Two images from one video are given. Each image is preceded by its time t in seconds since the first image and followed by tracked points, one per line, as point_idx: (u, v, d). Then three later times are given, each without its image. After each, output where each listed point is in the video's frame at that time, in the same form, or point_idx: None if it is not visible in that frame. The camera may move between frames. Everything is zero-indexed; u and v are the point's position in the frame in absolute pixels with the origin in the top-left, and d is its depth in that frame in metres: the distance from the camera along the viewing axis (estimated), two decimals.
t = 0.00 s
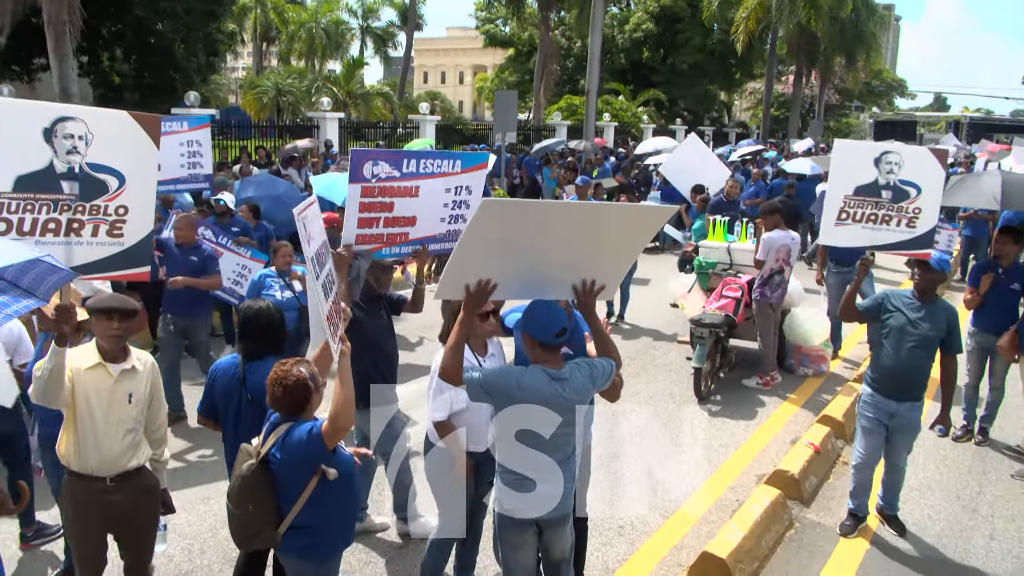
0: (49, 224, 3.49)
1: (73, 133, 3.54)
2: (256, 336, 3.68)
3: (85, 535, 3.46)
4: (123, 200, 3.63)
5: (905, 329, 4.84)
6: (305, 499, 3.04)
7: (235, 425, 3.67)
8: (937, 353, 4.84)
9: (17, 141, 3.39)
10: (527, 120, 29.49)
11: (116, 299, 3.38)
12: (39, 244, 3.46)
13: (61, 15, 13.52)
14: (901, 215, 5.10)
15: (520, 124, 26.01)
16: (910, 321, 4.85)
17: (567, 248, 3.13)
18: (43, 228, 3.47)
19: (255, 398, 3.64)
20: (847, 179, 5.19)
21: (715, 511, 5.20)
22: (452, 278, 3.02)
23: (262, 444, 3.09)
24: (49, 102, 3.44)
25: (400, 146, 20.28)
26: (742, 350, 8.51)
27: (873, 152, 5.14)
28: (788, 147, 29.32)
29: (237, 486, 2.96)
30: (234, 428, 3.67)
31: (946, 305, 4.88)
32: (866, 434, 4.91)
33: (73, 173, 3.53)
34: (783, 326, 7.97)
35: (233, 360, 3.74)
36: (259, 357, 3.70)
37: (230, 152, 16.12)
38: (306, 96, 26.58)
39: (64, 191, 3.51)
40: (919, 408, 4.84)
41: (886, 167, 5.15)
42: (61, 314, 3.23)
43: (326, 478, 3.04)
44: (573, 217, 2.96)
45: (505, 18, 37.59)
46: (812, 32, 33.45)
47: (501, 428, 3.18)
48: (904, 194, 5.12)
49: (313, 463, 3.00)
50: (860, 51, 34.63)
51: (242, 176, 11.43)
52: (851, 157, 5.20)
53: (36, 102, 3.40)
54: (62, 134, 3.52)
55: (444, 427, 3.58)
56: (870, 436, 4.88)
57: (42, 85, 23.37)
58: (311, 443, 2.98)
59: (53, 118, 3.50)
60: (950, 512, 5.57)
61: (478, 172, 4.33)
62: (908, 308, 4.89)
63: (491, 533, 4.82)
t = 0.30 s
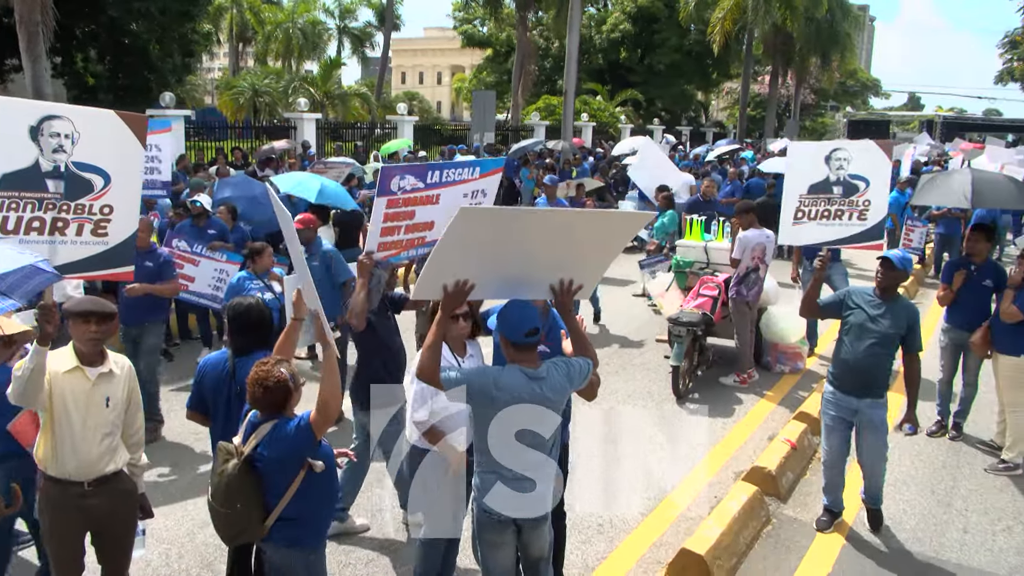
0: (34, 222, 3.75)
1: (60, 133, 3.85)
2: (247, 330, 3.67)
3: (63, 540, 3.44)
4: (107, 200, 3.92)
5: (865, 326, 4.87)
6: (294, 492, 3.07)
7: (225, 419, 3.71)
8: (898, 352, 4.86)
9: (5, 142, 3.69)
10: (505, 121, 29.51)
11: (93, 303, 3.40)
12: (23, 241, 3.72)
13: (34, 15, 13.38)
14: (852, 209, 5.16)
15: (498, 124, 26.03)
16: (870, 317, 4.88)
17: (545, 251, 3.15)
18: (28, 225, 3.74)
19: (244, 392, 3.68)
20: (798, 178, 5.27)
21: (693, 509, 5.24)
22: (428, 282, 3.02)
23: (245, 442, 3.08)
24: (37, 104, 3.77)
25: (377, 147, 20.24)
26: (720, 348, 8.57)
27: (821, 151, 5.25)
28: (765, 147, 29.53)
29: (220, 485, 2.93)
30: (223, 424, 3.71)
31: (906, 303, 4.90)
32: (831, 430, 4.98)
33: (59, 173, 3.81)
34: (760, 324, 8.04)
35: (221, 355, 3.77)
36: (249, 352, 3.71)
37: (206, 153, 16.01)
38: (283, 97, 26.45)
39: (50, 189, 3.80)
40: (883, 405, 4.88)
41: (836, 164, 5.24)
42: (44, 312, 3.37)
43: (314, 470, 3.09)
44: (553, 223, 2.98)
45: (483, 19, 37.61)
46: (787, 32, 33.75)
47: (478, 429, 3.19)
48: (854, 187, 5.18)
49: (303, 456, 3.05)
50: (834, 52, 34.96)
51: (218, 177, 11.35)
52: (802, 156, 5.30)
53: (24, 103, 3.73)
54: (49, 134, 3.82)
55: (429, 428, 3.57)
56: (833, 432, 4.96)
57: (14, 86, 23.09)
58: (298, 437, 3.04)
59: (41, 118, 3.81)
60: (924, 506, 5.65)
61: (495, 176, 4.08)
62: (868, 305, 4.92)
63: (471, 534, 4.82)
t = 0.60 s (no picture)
0: (3, 226, 3.72)
1: (29, 136, 3.80)
2: (212, 329, 3.70)
3: (31, 552, 3.39)
4: (78, 203, 3.88)
5: (830, 326, 4.91)
6: (275, 486, 3.11)
7: (193, 419, 3.68)
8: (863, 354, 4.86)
9: None
10: (474, 123, 29.51)
11: (59, 311, 3.41)
12: None
13: None
14: (809, 211, 5.26)
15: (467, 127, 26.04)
16: (835, 317, 4.92)
17: (514, 255, 3.17)
18: None
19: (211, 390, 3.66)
20: (752, 182, 5.35)
21: (664, 508, 5.28)
22: (396, 286, 3.04)
23: (221, 443, 3.06)
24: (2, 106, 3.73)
25: (346, 150, 20.16)
26: (689, 348, 8.64)
27: (773, 153, 5.32)
28: (732, 148, 29.83)
29: (202, 490, 2.93)
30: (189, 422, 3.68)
31: (873, 303, 4.93)
32: (801, 428, 5.02)
33: (28, 176, 3.78)
34: (728, 323, 8.12)
35: (187, 356, 3.76)
36: (213, 351, 3.71)
37: (172, 156, 15.84)
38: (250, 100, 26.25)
39: (19, 193, 3.76)
40: (847, 407, 4.84)
41: (789, 166, 5.34)
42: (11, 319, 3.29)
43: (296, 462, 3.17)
44: (520, 227, 3.00)
45: (451, 21, 37.61)
46: (753, 34, 34.13)
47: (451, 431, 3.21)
48: (808, 189, 5.30)
49: (281, 450, 3.07)
50: (800, 53, 35.40)
51: (185, 181, 11.25)
52: (755, 158, 5.35)
53: None
54: (18, 136, 3.79)
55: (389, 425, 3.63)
56: (801, 429, 5.00)
57: None
58: (283, 424, 3.05)
59: (9, 121, 3.79)
60: (891, 500, 5.74)
61: (508, 189, 5.16)
62: (835, 306, 4.96)
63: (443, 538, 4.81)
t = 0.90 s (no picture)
0: None
1: (13, 138, 3.86)
2: (173, 322, 3.70)
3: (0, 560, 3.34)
4: (56, 209, 3.92)
5: (810, 326, 4.92)
6: (265, 478, 3.16)
7: (162, 414, 3.74)
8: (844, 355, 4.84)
9: None
10: (445, 123, 29.46)
11: (26, 314, 3.35)
12: None
13: None
14: (785, 215, 5.27)
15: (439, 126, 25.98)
16: (815, 317, 4.92)
17: (486, 254, 3.17)
18: None
19: (176, 385, 3.72)
20: (727, 187, 5.32)
21: (638, 504, 5.32)
22: (368, 286, 3.04)
23: (209, 440, 3.09)
24: None
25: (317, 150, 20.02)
26: (661, 345, 8.70)
27: (751, 154, 5.25)
28: (703, 146, 30.02)
29: (198, 488, 2.93)
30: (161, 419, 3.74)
31: (853, 303, 4.89)
32: (780, 425, 5.05)
33: (9, 179, 3.83)
34: (700, 320, 8.19)
35: (147, 349, 3.78)
36: (176, 342, 3.73)
37: (139, 157, 15.66)
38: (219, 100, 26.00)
39: None
40: (825, 406, 4.86)
41: (764, 168, 5.28)
42: None
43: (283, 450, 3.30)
44: (495, 226, 3.00)
45: (422, 20, 37.50)
46: (723, 33, 34.35)
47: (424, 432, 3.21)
48: (785, 192, 5.27)
49: (269, 438, 3.13)
50: (769, 52, 35.71)
51: (153, 183, 11.13)
52: (731, 158, 5.29)
53: None
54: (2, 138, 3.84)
55: (346, 423, 3.62)
56: (779, 425, 5.03)
57: None
58: (272, 410, 3.13)
59: None
60: (861, 493, 5.82)
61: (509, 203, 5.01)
62: (815, 305, 4.96)
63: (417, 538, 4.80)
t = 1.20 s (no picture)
0: None
1: None
2: (138, 322, 3.69)
3: None
4: (27, 213, 3.83)
5: (783, 324, 4.96)
6: (241, 474, 3.26)
7: (131, 416, 3.74)
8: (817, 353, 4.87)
9: None
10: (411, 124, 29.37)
11: None
12: None
13: None
14: (759, 214, 5.32)
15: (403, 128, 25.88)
16: (787, 315, 4.97)
17: (454, 258, 3.18)
18: None
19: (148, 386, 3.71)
20: (700, 189, 5.38)
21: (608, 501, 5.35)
22: (334, 291, 3.03)
23: (186, 439, 3.16)
24: None
25: (281, 154, 19.86)
26: (629, 343, 8.75)
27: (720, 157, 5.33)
28: (668, 145, 30.22)
29: (177, 487, 2.99)
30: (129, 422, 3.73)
31: (827, 303, 4.91)
32: (752, 420, 5.09)
33: None
34: (667, 317, 8.26)
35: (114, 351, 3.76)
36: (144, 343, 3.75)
37: (100, 163, 15.44)
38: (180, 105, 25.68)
39: None
40: (796, 404, 4.90)
41: (735, 170, 5.34)
42: None
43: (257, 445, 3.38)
44: (462, 230, 3.00)
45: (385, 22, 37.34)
46: (685, 32, 34.58)
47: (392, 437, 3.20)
48: (758, 193, 5.33)
49: (247, 433, 3.23)
50: (731, 51, 36.04)
51: (114, 189, 10.97)
52: (700, 163, 5.36)
53: None
54: None
55: (298, 426, 3.66)
56: (751, 420, 5.08)
57: None
58: (249, 401, 3.24)
59: None
60: (829, 485, 5.90)
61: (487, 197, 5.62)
62: (789, 303, 5.00)
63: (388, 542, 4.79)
